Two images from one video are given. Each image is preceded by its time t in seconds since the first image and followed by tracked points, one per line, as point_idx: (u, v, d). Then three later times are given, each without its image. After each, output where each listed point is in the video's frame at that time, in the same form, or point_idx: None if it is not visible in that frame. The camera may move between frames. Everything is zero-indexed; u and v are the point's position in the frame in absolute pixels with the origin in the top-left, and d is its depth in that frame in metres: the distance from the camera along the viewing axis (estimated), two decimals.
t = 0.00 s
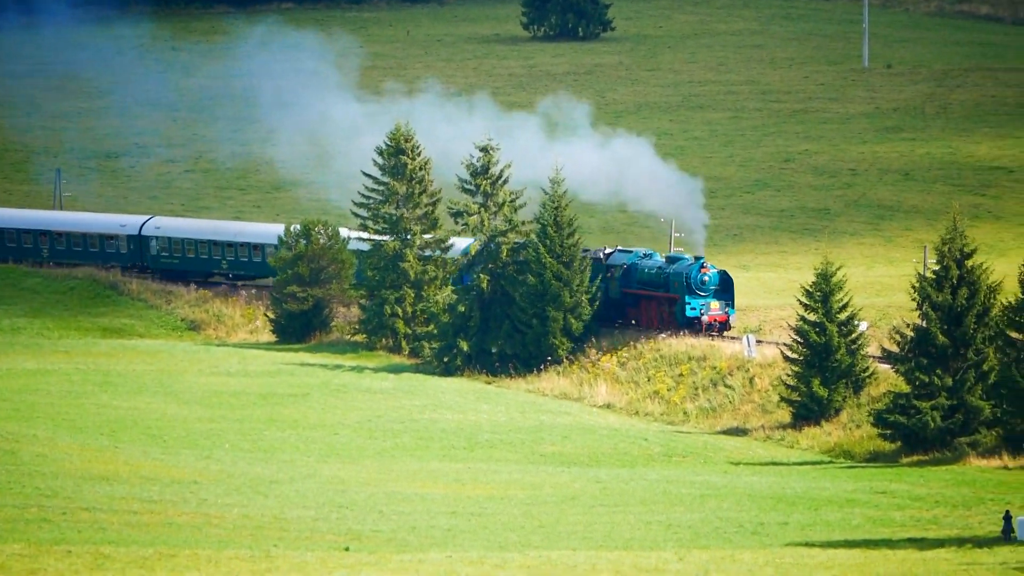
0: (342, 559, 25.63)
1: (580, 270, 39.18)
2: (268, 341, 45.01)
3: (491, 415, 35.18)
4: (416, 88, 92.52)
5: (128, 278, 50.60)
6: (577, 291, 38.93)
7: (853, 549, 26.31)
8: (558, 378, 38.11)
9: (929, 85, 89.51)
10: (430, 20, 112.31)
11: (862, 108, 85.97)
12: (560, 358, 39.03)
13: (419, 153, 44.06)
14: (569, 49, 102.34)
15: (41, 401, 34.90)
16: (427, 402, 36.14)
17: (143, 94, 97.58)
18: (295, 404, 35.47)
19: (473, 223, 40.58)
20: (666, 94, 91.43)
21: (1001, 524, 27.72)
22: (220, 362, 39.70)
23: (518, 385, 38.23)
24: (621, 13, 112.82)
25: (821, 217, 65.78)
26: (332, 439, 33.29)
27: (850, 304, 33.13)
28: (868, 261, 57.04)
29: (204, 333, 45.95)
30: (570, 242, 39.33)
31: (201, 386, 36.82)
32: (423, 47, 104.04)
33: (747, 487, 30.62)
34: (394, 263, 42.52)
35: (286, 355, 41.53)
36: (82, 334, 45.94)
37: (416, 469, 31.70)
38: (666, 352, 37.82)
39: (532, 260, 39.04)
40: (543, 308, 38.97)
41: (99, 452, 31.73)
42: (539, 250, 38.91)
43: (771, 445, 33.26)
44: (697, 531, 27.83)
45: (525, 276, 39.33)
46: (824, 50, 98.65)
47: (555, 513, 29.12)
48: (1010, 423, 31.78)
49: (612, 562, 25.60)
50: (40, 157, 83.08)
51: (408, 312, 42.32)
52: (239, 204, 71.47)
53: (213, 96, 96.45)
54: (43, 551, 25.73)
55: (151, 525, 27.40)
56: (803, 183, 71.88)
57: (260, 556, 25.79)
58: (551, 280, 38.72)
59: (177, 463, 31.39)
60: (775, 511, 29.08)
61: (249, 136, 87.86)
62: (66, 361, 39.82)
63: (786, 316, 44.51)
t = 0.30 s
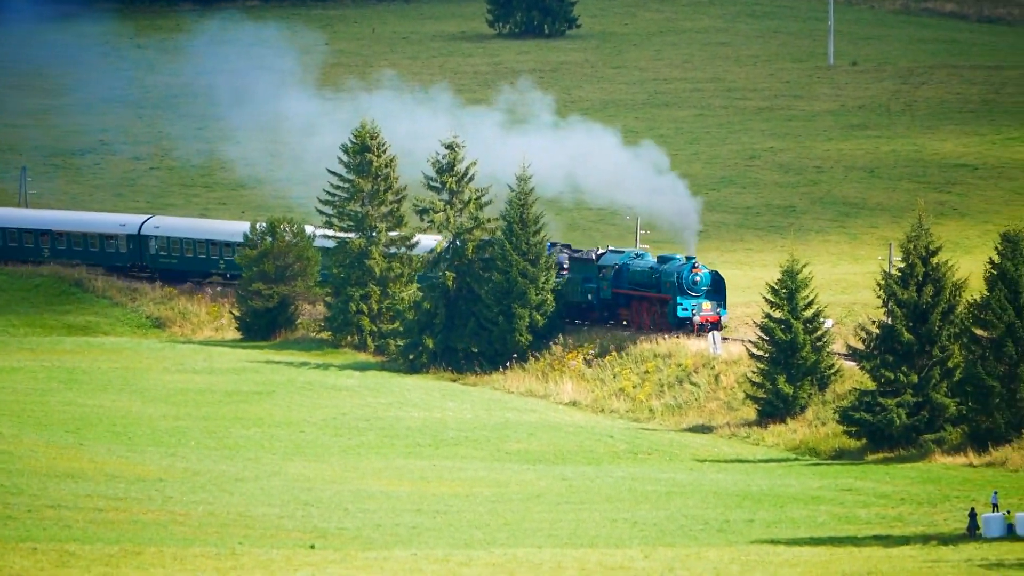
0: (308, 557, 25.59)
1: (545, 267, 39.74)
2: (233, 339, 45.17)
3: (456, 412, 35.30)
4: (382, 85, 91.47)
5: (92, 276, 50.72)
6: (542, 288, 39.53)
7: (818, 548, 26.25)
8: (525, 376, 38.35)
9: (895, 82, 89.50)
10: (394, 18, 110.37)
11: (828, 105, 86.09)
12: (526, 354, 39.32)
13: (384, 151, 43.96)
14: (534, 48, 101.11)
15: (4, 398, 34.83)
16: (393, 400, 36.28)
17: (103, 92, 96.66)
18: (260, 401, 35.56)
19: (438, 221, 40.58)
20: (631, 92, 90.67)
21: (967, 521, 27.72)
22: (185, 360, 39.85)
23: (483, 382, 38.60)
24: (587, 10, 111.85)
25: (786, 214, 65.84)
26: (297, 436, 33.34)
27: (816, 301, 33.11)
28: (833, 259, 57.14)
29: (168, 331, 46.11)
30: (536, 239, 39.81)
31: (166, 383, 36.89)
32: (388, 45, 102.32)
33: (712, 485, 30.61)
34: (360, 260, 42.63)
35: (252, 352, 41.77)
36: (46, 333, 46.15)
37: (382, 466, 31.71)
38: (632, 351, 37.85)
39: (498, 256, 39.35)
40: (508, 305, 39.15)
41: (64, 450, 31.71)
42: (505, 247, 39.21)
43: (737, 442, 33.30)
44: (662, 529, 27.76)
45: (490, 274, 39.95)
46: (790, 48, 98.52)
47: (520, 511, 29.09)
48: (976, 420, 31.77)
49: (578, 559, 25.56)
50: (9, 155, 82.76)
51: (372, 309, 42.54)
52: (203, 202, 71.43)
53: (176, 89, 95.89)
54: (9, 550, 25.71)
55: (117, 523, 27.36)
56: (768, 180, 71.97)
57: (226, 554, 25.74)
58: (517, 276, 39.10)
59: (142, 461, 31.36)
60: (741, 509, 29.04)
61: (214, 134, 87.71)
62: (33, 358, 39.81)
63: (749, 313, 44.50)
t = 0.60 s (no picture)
0: (271, 556, 25.38)
1: (510, 266, 39.73)
2: (197, 337, 45.52)
3: (421, 411, 35.44)
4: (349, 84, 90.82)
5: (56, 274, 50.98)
6: (507, 287, 39.53)
7: (782, 546, 26.07)
8: (489, 374, 38.69)
9: (860, 80, 89.59)
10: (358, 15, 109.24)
11: (792, 104, 86.34)
12: (491, 353, 39.50)
13: (350, 150, 44.74)
14: (499, 46, 100.07)
15: None
16: (357, 399, 36.48)
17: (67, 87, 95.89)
18: (225, 400, 35.67)
19: (402, 219, 40.94)
20: (597, 90, 89.99)
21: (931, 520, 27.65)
22: (149, 358, 40.08)
23: (447, 380, 39.09)
24: (552, 7, 110.95)
25: (750, 213, 65.97)
26: (262, 435, 33.36)
27: (780, 301, 33.18)
28: (798, 257, 57.27)
29: (133, 330, 46.45)
30: (501, 238, 39.81)
31: (130, 381, 37.01)
32: (351, 42, 101.08)
33: (677, 483, 30.55)
34: (324, 258, 43.00)
35: (216, 351, 42.20)
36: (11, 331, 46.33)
37: (347, 465, 31.65)
38: (596, 350, 38.11)
39: (463, 256, 39.47)
40: (473, 303, 39.31)
41: (28, 448, 31.65)
42: (470, 247, 39.31)
43: (701, 441, 33.44)
44: (627, 527, 27.61)
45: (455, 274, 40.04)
46: (755, 46, 98.38)
47: (485, 510, 28.95)
48: (940, 419, 31.94)
49: (542, 558, 25.36)
50: None
51: (337, 308, 42.92)
52: (167, 201, 71.44)
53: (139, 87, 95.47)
54: None
55: (80, 522, 27.23)
56: (733, 179, 72.11)
57: (190, 553, 25.57)
58: (481, 276, 39.19)
59: (106, 460, 31.28)
60: (705, 507, 28.94)
61: (177, 131, 87.39)
62: None
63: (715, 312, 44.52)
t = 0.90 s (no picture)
0: (236, 553, 25.15)
1: (475, 264, 40.36)
2: (162, 335, 45.80)
3: (385, 409, 35.66)
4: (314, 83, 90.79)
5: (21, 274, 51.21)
6: (472, 285, 40.13)
7: (747, 543, 25.78)
8: (453, 372, 39.09)
9: (824, 78, 89.70)
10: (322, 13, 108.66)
11: (756, 101, 86.45)
12: (456, 350, 39.90)
13: (314, 147, 45.04)
14: (462, 43, 99.60)
15: None
16: (322, 396, 36.74)
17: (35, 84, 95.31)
18: (189, 398, 35.78)
19: (367, 217, 41.48)
20: (561, 87, 89.47)
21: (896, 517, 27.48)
22: (114, 356, 40.34)
23: (412, 378, 39.54)
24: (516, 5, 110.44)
25: (715, 210, 66.18)
26: (226, 433, 33.33)
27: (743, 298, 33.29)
28: (762, 255, 57.54)
29: (98, 327, 46.56)
30: (465, 236, 40.51)
31: (95, 379, 37.17)
32: (315, 40, 100.49)
33: (641, 480, 30.47)
34: (289, 256, 43.42)
35: (181, 349, 42.59)
36: None
37: (311, 463, 31.58)
38: (561, 349, 38.60)
39: (428, 254, 40.05)
40: (437, 302, 39.94)
41: None
42: (436, 245, 39.97)
43: (666, 438, 33.54)
44: (591, 524, 27.40)
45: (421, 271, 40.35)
46: (719, 44, 98.44)
47: (450, 507, 28.74)
48: (905, 417, 31.81)
49: (507, 555, 25.07)
50: None
51: (302, 305, 43.47)
52: (134, 199, 71.76)
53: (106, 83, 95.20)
54: None
55: (44, 520, 27.04)
56: (697, 177, 72.14)
57: (154, 550, 25.34)
58: (446, 274, 39.75)
59: (70, 457, 31.17)
60: (670, 504, 28.76)
61: (143, 129, 87.63)
62: None
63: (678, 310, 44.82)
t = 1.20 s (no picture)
0: (210, 545, 25.01)
1: (448, 257, 40.89)
2: (136, 328, 46.29)
3: (359, 402, 35.85)
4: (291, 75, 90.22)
5: None
6: (445, 277, 40.75)
7: (720, 535, 25.61)
8: (427, 364, 39.55)
9: (798, 71, 89.68)
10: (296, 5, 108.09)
11: (730, 94, 86.58)
12: (428, 343, 40.66)
13: (287, 139, 45.11)
14: (436, 37, 99.25)
15: None
16: (295, 389, 36.96)
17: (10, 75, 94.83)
18: (163, 391, 35.89)
19: (340, 209, 41.67)
20: (535, 80, 88.98)
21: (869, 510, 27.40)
22: (88, 349, 40.60)
23: (386, 370, 39.91)
24: None
25: (688, 204, 66.32)
26: (200, 426, 33.37)
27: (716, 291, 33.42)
28: (736, 248, 57.68)
29: (72, 320, 47.03)
30: (438, 229, 40.76)
31: (69, 372, 37.31)
32: (289, 33, 99.88)
33: (614, 472, 30.45)
34: (263, 249, 43.59)
35: (156, 342, 42.92)
36: None
37: (284, 455, 31.55)
38: (535, 341, 38.99)
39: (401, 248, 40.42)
40: (411, 295, 40.49)
41: None
42: (408, 238, 40.26)
43: (640, 431, 33.69)
44: (565, 517, 27.30)
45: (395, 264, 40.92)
46: (692, 36, 98.59)
47: (423, 500, 28.64)
48: (878, 409, 31.79)
49: (480, 547, 24.93)
50: None
51: (275, 298, 43.66)
52: (107, 194, 71.87)
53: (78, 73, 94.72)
54: None
55: (17, 512, 26.94)
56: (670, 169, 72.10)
57: (128, 543, 25.22)
58: (419, 267, 40.36)
59: (43, 450, 31.17)
60: (644, 497, 28.64)
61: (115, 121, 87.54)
62: None
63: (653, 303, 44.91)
